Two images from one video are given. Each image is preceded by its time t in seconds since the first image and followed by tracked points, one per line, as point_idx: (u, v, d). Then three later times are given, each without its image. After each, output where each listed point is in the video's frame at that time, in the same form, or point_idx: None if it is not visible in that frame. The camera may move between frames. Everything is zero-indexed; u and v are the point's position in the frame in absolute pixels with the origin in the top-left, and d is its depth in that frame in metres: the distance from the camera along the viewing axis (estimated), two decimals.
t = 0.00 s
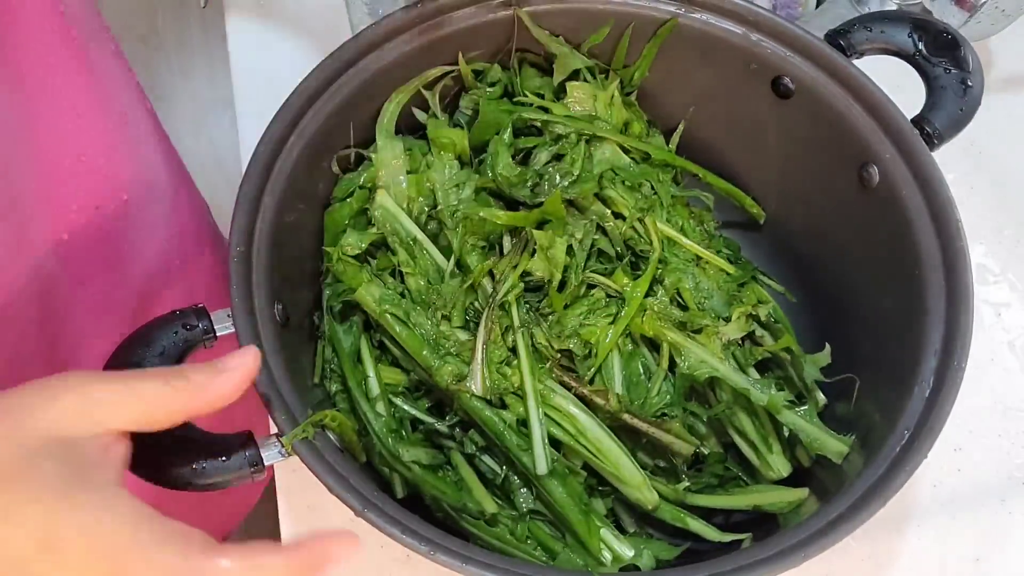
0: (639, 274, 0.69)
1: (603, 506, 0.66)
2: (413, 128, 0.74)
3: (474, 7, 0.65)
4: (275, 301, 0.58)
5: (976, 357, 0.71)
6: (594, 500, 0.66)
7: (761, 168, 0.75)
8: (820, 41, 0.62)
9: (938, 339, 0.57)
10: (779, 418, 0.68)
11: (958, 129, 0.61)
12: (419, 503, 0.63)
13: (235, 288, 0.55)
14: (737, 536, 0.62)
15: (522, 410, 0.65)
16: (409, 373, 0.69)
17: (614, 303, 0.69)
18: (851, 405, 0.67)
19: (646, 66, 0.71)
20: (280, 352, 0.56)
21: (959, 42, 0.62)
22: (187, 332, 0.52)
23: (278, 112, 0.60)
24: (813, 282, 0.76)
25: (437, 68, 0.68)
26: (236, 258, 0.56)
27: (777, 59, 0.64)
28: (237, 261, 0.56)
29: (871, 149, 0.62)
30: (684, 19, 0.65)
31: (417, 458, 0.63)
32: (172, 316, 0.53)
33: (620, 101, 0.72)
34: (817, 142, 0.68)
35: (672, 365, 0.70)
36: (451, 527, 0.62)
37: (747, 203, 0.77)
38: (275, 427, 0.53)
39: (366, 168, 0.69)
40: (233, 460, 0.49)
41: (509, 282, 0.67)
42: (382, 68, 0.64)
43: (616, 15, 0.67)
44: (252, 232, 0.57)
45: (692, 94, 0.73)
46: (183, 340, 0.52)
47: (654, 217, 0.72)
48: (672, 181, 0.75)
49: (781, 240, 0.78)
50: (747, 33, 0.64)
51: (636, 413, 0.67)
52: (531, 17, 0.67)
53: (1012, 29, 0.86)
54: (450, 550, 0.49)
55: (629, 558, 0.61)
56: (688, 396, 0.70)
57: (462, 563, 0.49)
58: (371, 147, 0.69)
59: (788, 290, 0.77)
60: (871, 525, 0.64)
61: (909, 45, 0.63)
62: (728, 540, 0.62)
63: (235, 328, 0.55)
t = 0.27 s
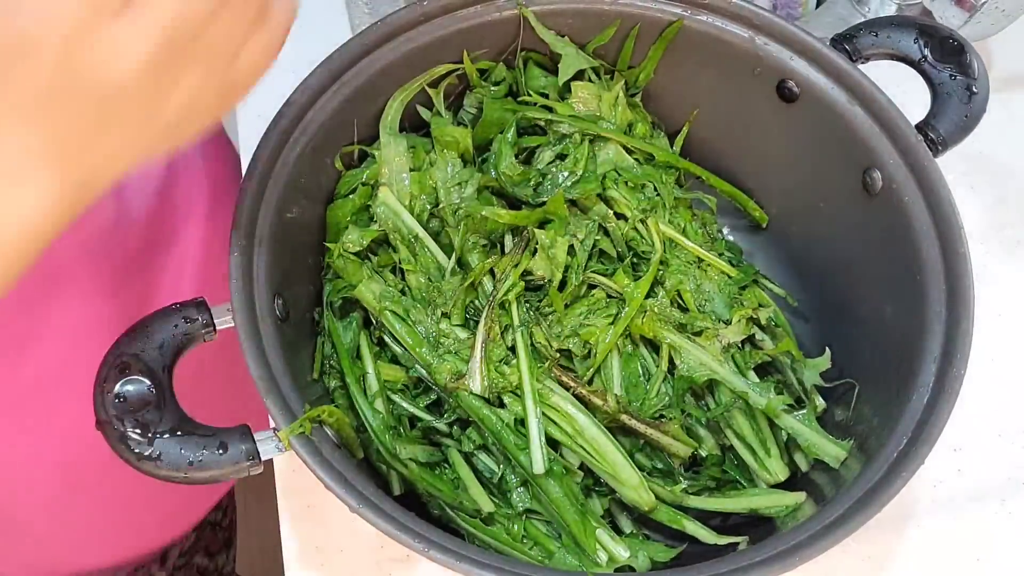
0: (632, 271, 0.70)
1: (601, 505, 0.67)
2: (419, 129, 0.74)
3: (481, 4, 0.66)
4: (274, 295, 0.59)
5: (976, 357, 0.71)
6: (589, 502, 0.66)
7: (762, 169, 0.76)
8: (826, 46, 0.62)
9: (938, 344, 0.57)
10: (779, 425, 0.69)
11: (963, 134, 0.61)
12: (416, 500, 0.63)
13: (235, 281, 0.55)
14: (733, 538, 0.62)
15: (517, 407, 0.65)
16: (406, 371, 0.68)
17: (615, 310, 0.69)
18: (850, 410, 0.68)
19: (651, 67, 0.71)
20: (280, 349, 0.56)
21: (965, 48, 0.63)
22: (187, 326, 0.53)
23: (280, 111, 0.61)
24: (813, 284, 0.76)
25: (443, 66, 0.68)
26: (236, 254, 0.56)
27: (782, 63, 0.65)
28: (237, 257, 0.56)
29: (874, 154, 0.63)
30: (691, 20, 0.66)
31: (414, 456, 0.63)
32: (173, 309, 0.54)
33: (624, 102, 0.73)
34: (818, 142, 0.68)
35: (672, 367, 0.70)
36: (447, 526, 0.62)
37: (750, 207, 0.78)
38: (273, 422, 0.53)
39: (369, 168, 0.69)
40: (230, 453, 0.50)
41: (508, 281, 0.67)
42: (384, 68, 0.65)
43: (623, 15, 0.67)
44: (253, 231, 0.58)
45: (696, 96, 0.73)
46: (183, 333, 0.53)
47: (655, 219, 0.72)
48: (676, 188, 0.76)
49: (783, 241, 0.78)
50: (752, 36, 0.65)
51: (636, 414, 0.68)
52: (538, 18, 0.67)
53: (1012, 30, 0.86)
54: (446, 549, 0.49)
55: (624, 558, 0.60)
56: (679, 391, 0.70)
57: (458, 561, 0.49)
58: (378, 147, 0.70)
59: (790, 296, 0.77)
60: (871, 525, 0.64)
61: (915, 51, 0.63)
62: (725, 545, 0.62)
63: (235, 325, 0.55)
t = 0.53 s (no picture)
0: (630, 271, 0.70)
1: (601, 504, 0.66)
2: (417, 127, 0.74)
3: (482, 4, 0.66)
4: (274, 295, 0.59)
5: (976, 358, 0.71)
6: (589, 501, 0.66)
7: (762, 169, 0.76)
8: (826, 48, 0.62)
9: (937, 345, 0.57)
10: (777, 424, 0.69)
11: (963, 134, 0.61)
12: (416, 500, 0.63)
13: (235, 280, 0.55)
14: (733, 539, 0.62)
15: (516, 407, 0.64)
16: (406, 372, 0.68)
17: (615, 313, 0.69)
18: (849, 410, 0.68)
19: (652, 67, 0.71)
20: (280, 350, 0.56)
21: (965, 48, 0.63)
22: (187, 326, 0.54)
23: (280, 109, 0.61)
24: (813, 284, 0.76)
25: (443, 66, 0.68)
26: (237, 252, 0.56)
27: (782, 62, 0.65)
28: (238, 255, 0.56)
29: (874, 153, 0.63)
30: (691, 20, 0.66)
31: (414, 455, 0.63)
32: (173, 309, 0.54)
33: (625, 102, 0.73)
34: (818, 142, 0.68)
35: (672, 367, 0.70)
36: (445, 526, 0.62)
37: (752, 208, 0.78)
38: (273, 422, 0.53)
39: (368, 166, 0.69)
40: (229, 453, 0.50)
41: (508, 279, 0.67)
42: (383, 68, 0.65)
43: (622, 16, 0.68)
44: (252, 230, 0.58)
45: (696, 95, 0.73)
46: (183, 333, 0.53)
47: (656, 218, 0.71)
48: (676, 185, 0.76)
49: (782, 240, 0.78)
50: (752, 36, 0.65)
51: (636, 412, 0.67)
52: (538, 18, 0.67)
53: (1012, 30, 0.86)
54: (445, 548, 0.49)
55: (624, 558, 0.60)
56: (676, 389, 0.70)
57: (457, 561, 0.49)
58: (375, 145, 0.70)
59: (790, 296, 0.77)
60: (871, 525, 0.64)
61: (915, 51, 0.63)
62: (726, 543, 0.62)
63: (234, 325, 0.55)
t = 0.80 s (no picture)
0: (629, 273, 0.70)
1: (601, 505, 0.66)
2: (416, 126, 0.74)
3: (482, 4, 0.66)
4: (274, 295, 0.59)
5: (976, 358, 0.71)
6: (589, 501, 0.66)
7: (763, 169, 0.76)
8: (827, 48, 0.62)
9: (937, 345, 0.57)
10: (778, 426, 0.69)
11: (963, 134, 0.61)
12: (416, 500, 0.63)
13: (236, 280, 0.55)
14: (733, 539, 0.62)
15: (517, 408, 0.65)
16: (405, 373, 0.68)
17: (616, 314, 0.69)
18: (848, 410, 0.68)
19: (652, 67, 0.71)
20: (279, 349, 0.56)
21: (966, 48, 0.63)
22: (187, 325, 0.54)
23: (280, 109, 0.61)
24: (813, 284, 0.76)
25: (443, 66, 0.68)
26: (238, 252, 0.56)
27: (783, 62, 0.65)
28: (239, 255, 0.56)
29: (874, 153, 0.63)
30: (691, 20, 0.66)
31: (414, 455, 0.63)
32: (173, 309, 0.54)
33: (626, 102, 0.72)
34: (817, 142, 0.68)
35: (672, 367, 0.70)
36: (445, 526, 0.62)
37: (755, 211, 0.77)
38: (273, 422, 0.53)
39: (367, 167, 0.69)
40: (229, 453, 0.50)
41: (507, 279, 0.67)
42: (383, 67, 0.65)
43: (623, 16, 0.68)
44: (253, 230, 0.58)
45: (696, 95, 0.73)
46: (183, 333, 0.53)
47: (656, 218, 0.72)
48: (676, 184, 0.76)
49: (782, 239, 0.78)
50: (752, 36, 0.65)
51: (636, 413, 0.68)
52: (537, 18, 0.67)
53: (1012, 30, 0.86)
54: (446, 549, 0.49)
55: (624, 558, 0.60)
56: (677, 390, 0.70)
57: (458, 561, 0.49)
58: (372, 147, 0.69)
59: (790, 296, 0.77)
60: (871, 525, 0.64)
61: (915, 51, 0.63)
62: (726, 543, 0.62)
63: (235, 316, 0.55)
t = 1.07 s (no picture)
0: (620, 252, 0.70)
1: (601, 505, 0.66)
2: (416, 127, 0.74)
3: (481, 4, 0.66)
4: (274, 295, 0.59)
5: (976, 358, 0.71)
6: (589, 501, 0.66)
7: (763, 169, 0.76)
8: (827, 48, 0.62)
9: (937, 345, 0.57)
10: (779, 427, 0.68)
11: (963, 134, 0.61)
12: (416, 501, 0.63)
13: (235, 280, 0.55)
14: (732, 539, 0.62)
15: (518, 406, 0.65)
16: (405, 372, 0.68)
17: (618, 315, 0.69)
18: (848, 410, 0.68)
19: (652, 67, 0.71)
20: (279, 349, 0.56)
21: (966, 48, 0.62)
22: (187, 325, 0.54)
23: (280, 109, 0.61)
24: (813, 284, 0.76)
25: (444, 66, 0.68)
26: (237, 252, 0.56)
27: (782, 62, 0.65)
28: (238, 255, 0.56)
29: (874, 153, 0.63)
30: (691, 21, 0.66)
31: (414, 456, 0.63)
32: (172, 308, 0.54)
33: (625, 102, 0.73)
34: (817, 141, 0.68)
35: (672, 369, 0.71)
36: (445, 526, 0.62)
37: (754, 209, 0.78)
38: (273, 422, 0.53)
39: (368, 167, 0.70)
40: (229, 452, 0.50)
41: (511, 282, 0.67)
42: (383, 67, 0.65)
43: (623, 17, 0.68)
44: (253, 229, 0.58)
45: (695, 95, 0.73)
46: (182, 332, 0.53)
47: (658, 219, 0.72)
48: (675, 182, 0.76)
49: (782, 239, 0.78)
50: (753, 35, 0.65)
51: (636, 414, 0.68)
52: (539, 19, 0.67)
53: (1012, 30, 0.86)
54: (446, 548, 0.49)
55: (624, 558, 0.60)
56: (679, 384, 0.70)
57: (458, 561, 0.49)
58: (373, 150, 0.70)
59: (790, 295, 0.77)
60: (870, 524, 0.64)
61: (914, 52, 0.63)
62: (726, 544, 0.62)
63: (234, 321, 0.55)
